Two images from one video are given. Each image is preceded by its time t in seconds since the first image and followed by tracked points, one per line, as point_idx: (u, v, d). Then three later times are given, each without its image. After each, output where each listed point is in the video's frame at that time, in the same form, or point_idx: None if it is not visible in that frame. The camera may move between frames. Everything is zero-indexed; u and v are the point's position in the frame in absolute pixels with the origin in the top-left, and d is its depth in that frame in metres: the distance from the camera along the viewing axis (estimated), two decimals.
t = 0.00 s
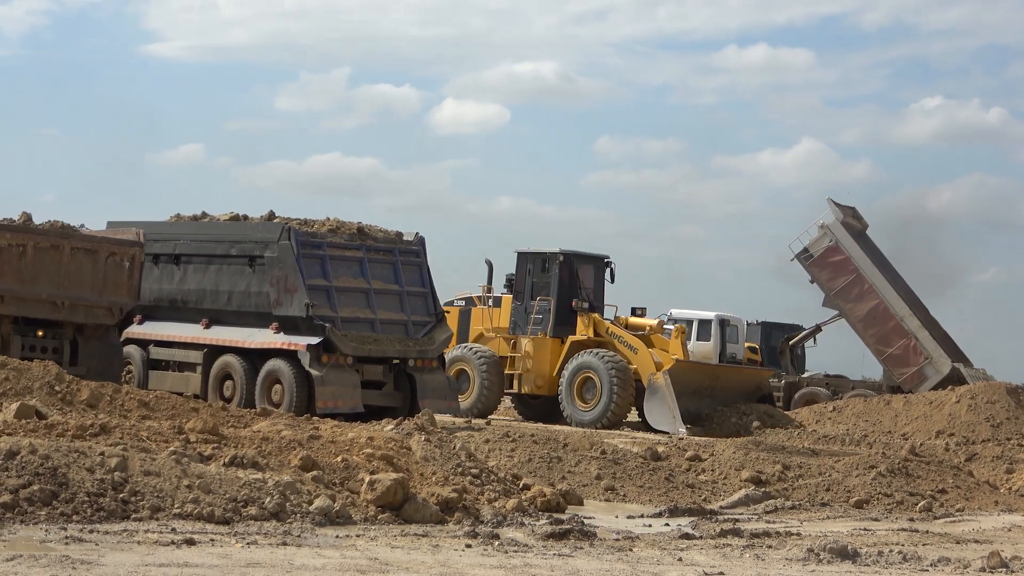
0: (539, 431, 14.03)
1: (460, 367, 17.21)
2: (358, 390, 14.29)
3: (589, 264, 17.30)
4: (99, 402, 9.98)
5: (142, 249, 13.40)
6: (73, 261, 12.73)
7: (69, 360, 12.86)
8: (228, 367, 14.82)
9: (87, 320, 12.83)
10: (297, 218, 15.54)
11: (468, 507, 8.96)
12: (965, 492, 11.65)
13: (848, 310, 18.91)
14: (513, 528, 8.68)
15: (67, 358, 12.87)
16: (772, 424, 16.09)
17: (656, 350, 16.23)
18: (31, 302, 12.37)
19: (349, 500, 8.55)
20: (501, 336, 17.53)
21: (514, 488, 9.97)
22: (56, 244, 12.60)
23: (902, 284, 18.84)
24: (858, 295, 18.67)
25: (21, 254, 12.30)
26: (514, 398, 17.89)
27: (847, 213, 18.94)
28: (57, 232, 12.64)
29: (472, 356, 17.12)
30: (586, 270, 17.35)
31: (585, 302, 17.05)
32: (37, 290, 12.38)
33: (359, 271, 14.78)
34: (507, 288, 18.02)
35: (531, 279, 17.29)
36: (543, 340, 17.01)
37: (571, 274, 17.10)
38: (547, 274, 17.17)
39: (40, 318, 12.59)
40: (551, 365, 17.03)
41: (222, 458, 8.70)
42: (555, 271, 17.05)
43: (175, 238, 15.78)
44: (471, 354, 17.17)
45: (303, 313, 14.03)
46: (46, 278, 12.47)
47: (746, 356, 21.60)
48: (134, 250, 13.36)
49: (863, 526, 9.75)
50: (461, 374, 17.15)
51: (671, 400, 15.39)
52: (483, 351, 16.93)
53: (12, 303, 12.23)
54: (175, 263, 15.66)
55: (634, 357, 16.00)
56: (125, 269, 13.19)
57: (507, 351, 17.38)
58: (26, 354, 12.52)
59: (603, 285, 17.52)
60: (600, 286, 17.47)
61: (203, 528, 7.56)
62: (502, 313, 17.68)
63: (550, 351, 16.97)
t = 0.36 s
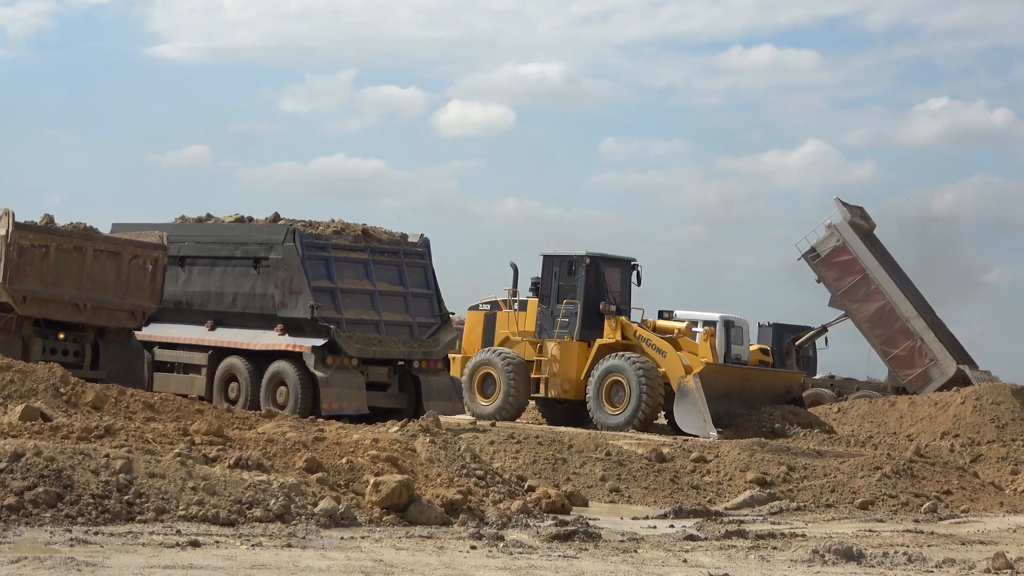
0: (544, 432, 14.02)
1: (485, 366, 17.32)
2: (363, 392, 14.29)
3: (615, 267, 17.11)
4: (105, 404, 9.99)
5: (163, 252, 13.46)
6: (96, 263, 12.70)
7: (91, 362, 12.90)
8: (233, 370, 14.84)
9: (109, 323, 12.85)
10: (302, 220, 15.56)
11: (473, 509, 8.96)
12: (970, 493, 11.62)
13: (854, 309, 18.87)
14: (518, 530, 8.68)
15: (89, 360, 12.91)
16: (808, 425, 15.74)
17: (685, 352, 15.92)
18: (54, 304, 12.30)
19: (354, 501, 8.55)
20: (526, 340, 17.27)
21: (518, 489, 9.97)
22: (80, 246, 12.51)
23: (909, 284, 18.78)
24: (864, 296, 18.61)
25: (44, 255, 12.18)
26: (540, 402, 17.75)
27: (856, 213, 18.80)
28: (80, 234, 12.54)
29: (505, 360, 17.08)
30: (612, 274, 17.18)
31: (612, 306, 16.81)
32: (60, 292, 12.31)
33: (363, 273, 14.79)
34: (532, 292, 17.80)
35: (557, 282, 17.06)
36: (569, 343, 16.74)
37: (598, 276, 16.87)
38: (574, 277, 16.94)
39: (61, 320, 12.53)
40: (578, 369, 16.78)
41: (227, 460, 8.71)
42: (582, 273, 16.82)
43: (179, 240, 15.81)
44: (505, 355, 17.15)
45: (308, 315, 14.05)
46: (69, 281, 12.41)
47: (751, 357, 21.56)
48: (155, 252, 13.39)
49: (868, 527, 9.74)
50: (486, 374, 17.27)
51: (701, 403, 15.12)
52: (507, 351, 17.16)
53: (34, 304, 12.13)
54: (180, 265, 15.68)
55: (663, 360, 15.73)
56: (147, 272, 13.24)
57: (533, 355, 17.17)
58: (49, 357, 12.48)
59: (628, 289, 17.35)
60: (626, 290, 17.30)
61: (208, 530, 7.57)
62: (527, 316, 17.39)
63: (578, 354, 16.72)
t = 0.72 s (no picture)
0: (547, 435, 14.00)
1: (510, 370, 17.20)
2: (366, 394, 14.29)
3: (640, 270, 17.04)
4: (107, 407, 9.99)
5: (185, 256, 13.51)
6: (117, 267, 12.78)
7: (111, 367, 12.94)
8: (236, 372, 14.84)
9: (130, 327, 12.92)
10: (305, 222, 15.58)
11: (475, 512, 8.95)
12: (974, 496, 11.60)
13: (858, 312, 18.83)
14: (521, 532, 8.66)
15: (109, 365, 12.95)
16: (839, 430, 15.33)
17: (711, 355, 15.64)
18: (75, 308, 12.39)
19: (357, 504, 8.55)
20: (550, 344, 17.18)
21: (521, 492, 9.96)
22: (102, 250, 12.62)
23: (913, 287, 18.78)
24: (868, 298, 18.57)
25: (66, 259, 12.28)
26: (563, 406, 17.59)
27: (861, 214, 18.83)
28: (102, 238, 12.63)
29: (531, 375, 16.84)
30: (637, 277, 17.11)
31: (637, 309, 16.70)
32: (81, 296, 12.40)
33: (367, 275, 14.81)
34: (556, 296, 17.78)
35: (582, 285, 17.09)
36: (594, 347, 16.57)
37: (623, 279, 16.84)
38: (598, 280, 16.94)
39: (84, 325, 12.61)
40: (603, 373, 16.56)
41: (229, 462, 8.72)
42: (606, 276, 16.82)
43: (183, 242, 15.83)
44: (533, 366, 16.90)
45: (311, 317, 14.05)
46: (90, 285, 12.49)
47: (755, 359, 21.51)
48: (177, 257, 13.45)
49: (871, 530, 9.72)
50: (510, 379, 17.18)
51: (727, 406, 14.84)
52: (533, 357, 16.97)
53: (56, 309, 12.22)
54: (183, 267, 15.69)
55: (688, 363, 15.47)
56: (169, 277, 13.29)
57: (558, 360, 17.01)
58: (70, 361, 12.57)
59: (654, 293, 17.23)
60: (652, 294, 17.19)
61: (210, 532, 7.57)
62: (552, 321, 17.40)
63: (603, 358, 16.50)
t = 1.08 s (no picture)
0: (550, 439, 14.00)
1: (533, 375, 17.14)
2: (369, 399, 14.30)
3: (662, 274, 16.88)
4: (109, 410, 10.00)
5: (206, 261, 13.81)
6: (137, 273, 13.08)
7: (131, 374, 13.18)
8: (239, 376, 14.85)
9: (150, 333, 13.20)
10: (307, 226, 15.61)
11: (478, 516, 8.95)
12: (976, 500, 11.59)
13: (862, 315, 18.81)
14: (523, 537, 8.67)
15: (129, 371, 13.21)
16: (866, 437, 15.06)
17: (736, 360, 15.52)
18: (95, 315, 12.70)
19: (359, 508, 8.55)
20: (572, 349, 17.11)
21: (524, 496, 9.97)
22: (123, 256, 12.93)
23: (917, 291, 18.76)
24: (873, 301, 18.53)
25: (86, 265, 12.59)
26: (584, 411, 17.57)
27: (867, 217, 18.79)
28: (122, 244, 12.95)
29: (551, 393, 16.75)
30: (660, 281, 16.92)
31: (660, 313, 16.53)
32: (101, 303, 12.71)
33: (369, 279, 14.81)
34: (577, 302, 17.65)
35: (604, 290, 16.92)
36: (617, 353, 16.49)
37: (645, 283, 16.67)
38: (621, 285, 16.76)
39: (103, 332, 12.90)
40: (625, 379, 16.50)
41: (232, 467, 8.72)
42: (628, 281, 16.64)
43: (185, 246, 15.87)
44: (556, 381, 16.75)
45: (313, 321, 14.07)
46: (110, 291, 12.80)
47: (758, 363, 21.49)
48: (197, 263, 13.73)
49: (873, 534, 9.72)
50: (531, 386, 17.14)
51: (751, 412, 14.65)
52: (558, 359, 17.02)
53: (76, 316, 12.52)
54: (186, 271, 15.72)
55: (713, 369, 15.38)
56: (189, 282, 13.60)
57: (580, 365, 16.95)
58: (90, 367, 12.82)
59: (677, 297, 17.05)
60: (675, 298, 17.01)
61: (213, 536, 7.58)
62: (574, 325, 17.27)
63: (626, 364, 16.45)
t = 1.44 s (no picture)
0: (551, 443, 13.99)
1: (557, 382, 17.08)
2: (369, 403, 14.30)
3: (685, 277, 16.79)
4: (110, 414, 10.00)
5: (226, 265, 13.92)
6: (157, 277, 13.16)
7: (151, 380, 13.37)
8: (239, 380, 14.84)
9: (170, 338, 13.31)
10: (308, 231, 15.62)
11: (479, 520, 8.95)
12: (977, 504, 11.58)
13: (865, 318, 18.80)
14: (524, 541, 8.66)
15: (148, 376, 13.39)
16: (889, 441, 14.99)
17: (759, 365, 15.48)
18: (116, 319, 12.77)
19: (359, 512, 8.54)
20: (594, 353, 17.08)
21: (525, 500, 9.97)
22: (143, 260, 13.00)
23: (919, 295, 18.76)
24: (876, 305, 18.51)
25: (106, 269, 12.65)
26: (606, 416, 17.55)
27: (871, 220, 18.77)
28: (143, 248, 13.02)
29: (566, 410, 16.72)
30: (682, 285, 16.83)
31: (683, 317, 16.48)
32: (122, 307, 12.78)
33: (369, 283, 14.81)
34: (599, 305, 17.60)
35: (626, 294, 16.85)
36: (639, 357, 16.47)
37: (668, 287, 16.58)
38: (643, 288, 16.70)
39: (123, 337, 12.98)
40: (647, 385, 16.51)
41: (233, 470, 8.73)
42: (650, 285, 16.57)
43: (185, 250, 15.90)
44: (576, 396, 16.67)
45: (313, 325, 14.09)
46: (130, 296, 12.87)
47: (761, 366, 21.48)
48: (217, 267, 13.84)
49: (875, 539, 9.71)
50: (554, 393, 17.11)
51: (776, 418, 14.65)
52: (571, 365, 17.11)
53: (96, 319, 12.58)
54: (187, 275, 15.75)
55: (736, 374, 15.35)
56: (209, 286, 13.70)
57: (601, 370, 16.93)
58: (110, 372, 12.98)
59: (700, 300, 16.97)
60: (697, 301, 16.93)
61: (214, 540, 7.58)
62: (595, 330, 17.20)
63: (647, 369, 16.45)
